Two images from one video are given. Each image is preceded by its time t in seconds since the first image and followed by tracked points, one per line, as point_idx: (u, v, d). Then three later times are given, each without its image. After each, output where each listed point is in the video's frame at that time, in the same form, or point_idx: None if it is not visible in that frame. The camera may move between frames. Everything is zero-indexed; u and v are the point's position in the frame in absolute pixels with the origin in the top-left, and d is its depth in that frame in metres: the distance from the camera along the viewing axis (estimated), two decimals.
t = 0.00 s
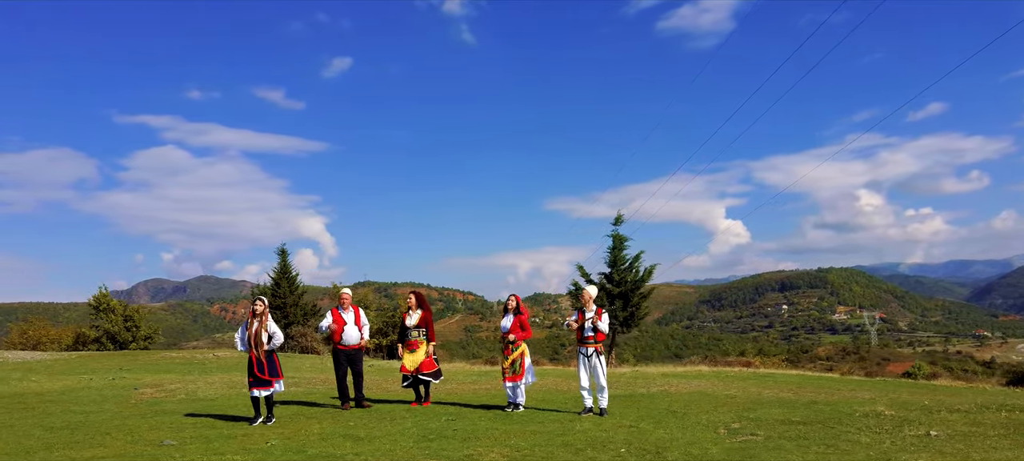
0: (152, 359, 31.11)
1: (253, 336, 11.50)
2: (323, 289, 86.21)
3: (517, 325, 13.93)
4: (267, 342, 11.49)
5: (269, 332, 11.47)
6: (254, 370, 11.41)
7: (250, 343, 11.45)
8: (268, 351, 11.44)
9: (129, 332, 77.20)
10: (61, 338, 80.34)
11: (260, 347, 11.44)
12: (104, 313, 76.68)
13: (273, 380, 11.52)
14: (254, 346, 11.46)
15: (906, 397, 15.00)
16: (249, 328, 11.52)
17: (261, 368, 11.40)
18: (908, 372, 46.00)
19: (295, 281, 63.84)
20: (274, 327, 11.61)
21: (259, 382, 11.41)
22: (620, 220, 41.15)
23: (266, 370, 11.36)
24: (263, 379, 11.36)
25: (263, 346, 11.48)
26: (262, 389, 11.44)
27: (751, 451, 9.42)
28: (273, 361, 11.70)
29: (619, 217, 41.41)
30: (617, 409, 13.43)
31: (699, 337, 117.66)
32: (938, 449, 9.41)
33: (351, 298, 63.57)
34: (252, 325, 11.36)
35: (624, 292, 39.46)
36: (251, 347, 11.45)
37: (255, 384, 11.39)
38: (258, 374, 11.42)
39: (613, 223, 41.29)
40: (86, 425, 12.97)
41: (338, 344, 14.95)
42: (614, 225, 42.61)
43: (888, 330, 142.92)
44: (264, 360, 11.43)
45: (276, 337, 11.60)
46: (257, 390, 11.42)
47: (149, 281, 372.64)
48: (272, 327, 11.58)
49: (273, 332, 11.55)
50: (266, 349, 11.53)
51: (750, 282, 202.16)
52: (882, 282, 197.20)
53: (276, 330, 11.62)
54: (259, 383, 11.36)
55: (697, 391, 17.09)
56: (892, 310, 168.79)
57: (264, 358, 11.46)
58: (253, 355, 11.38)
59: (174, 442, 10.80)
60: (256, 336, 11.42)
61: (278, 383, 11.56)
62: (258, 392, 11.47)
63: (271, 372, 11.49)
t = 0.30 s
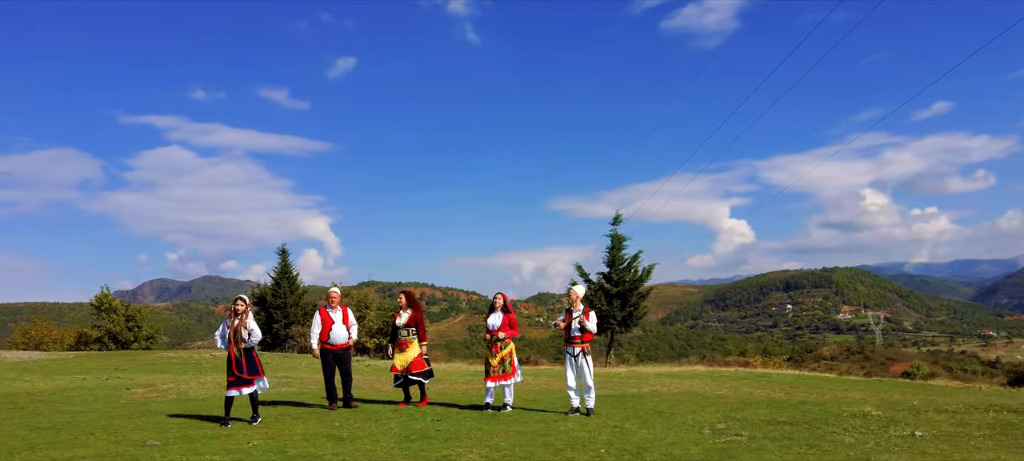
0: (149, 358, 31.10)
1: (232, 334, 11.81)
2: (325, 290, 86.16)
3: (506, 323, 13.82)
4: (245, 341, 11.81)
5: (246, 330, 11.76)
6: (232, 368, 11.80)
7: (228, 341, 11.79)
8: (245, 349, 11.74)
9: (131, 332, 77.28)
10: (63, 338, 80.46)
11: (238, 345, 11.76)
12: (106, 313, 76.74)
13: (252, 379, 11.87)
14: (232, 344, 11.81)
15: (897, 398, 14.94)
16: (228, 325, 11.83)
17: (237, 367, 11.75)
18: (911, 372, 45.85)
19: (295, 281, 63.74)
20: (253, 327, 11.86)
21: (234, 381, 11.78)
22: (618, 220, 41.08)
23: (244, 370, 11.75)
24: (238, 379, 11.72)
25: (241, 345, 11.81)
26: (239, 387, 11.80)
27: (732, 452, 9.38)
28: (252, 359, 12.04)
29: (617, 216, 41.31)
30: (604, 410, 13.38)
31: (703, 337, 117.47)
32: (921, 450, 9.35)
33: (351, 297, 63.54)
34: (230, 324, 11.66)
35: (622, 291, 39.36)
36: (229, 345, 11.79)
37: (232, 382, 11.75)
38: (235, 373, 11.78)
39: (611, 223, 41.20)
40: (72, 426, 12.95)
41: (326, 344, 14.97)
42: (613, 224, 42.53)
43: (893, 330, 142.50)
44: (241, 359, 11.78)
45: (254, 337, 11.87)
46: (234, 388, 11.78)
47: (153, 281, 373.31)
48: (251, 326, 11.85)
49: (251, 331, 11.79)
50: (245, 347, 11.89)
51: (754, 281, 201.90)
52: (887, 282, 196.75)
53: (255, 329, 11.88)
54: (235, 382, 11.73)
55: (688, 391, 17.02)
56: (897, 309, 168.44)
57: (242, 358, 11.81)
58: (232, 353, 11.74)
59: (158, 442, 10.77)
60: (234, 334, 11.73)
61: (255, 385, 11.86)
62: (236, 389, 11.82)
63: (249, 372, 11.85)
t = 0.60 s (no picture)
0: (147, 358, 31.11)
1: (211, 336, 12.27)
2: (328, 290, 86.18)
3: (490, 323, 14.01)
4: (224, 343, 12.29)
5: (226, 333, 12.23)
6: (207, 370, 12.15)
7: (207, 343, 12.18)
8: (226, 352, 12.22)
9: (134, 332, 77.41)
10: (67, 338, 80.66)
11: (218, 348, 12.21)
12: (109, 313, 76.89)
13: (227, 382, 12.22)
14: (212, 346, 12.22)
15: (886, 399, 14.85)
16: (209, 327, 12.28)
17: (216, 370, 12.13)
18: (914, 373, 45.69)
19: (297, 280, 63.59)
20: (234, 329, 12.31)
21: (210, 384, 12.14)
22: (617, 220, 41.03)
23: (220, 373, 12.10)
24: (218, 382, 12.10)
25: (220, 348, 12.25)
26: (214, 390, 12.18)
27: (711, 453, 9.34)
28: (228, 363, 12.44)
29: (617, 216, 41.24)
30: (590, 411, 13.30)
31: (708, 337, 117.29)
32: (902, 452, 9.28)
33: (352, 297, 63.53)
34: (210, 325, 12.13)
35: (621, 291, 39.30)
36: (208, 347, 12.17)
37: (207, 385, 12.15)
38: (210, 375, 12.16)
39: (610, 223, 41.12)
40: (58, 426, 12.95)
41: (313, 344, 14.93)
42: (612, 224, 42.45)
43: (899, 329, 142.08)
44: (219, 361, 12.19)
45: (234, 339, 12.34)
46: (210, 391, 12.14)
47: (161, 280, 374.50)
48: (231, 327, 12.31)
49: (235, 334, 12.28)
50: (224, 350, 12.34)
51: (760, 281, 201.64)
52: (894, 281, 196.32)
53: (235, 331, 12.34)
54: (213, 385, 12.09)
55: (679, 392, 16.92)
56: (904, 309, 168.11)
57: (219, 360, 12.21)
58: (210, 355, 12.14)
59: (139, 443, 10.76)
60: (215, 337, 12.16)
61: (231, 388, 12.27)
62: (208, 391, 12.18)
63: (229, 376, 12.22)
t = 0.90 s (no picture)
0: (146, 358, 31.18)
1: (199, 337, 13.57)
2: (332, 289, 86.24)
3: (478, 325, 14.12)
4: (211, 343, 13.67)
5: (216, 333, 13.71)
6: (196, 369, 13.43)
7: (198, 343, 13.53)
8: (213, 352, 13.66)
9: (138, 332, 77.60)
10: (72, 338, 80.87)
11: (206, 347, 13.61)
12: (113, 313, 77.07)
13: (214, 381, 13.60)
14: (198, 345, 13.54)
15: (878, 399, 14.78)
16: (197, 327, 13.57)
17: (206, 367, 13.53)
18: (919, 372, 45.50)
19: (299, 280, 63.57)
20: (221, 329, 13.86)
21: (196, 381, 13.42)
22: (618, 219, 40.98)
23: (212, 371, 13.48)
24: (209, 378, 13.49)
25: (207, 347, 13.62)
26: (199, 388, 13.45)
27: (692, 454, 9.33)
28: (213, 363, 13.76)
29: (617, 216, 41.20)
30: (577, 411, 13.27)
31: (715, 336, 117.23)
32: (883, 454, 9.24)
33: (354, 297, 63.60)
34: (198, 324, 13.48)
35: (621, 291, 39.28)
36: (197, 346, 13.51)
37: (193, 383, 13.38)
38: (197, 373, 13.47)
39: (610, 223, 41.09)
40: (47, 426, 13.01)
41: (307, 344, 14.68)
42: (613, 223, 42.38)
43: (906, 329, 141.49)
44: (208, 360, 13.57)
45: (219, 339, 13.85)
46: (197, 389, 13.39)
47: (167, 280, 375.60)
48: (218, 328, 13.83)
49: (220, 334, 13.83)
50: (211, 350, 13.72)
51: (767, 280, 201.21)
52: (902, 281, 195.71)
53: (221, 331, 13.90)
54: (203, 382, 13.41)
55: (670, 392, 16.85)
56: (911, 308, 167.65)
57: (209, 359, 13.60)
58: (200, 353, 13.51)
59: (122, 444, 10.81)
60: (204, 337, 13.56)
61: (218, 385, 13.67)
62: (196, 390, 13.40)
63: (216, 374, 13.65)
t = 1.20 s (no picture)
0: (146, 358, 31.20)
1: (189, 338, 13.58)
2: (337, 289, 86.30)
3: (465, 325, 14.10)
4: (199, 344, 13.73)
5: (204, 335, 13.81)
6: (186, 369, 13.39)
7: (189, 343, 13.54)
8: (202, 353, 13.70)
9: (143, 332, 77.73)
10: (78, 338, 81.06)
11: (195, 348, 13.65)
12: (119, 313, 77.22)
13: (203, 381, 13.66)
14: (187, 347, 13.52)
15: (868, 400, 14.70)
16: (187, 329, 13.56)
17: (198, 367, 13.60)
18: (924, 373, 45.22)
19: (302, 281, 63.75)
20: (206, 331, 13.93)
21: (187, 382, 13.39)
22: (618, 219, 40.90)
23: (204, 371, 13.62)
24: (201, 378, 13.56)
25: (196, 347, 13.64)
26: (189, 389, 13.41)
27: (672, 457, 9.31)
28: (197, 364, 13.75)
29: (617, 216, 41.15)
30: (564, 413, 13.25)
31: (723, 336, 116.85)
32: (864, 456, 9.21)
33: (357, 298, 63.69)
34: (189, 325, 13.52)
35: (621, 291, 39.21)
36: (188, 347, 13.52)
37: (185, 384, 13.32)
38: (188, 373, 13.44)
39: (611, 223, 41.03)
40: (36, 427, 13.01)
41: (302, 345, 14.29)
42: (613, 224, 42.30)
43: (915, 328, 140.98)
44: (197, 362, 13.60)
45: (205, 340, 13.89)
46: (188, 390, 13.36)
47: (175, 281, 376.67)
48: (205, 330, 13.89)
49: (206, 336, 13.90)
50: (198, 351, 13.74)
51: (775, 279, 200.56)
52: (911, 280, 194.79)
53: (206, 333, 13.93)
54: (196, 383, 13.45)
55: (661, 393, 16.80)
56: (920, 308, 166.87)
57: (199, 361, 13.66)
58: (191, 355, 13.51)
59: (105, 445, 10.82)
60: (196, 337, 13.62)
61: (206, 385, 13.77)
62: (185, 392, 13.36)
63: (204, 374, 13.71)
